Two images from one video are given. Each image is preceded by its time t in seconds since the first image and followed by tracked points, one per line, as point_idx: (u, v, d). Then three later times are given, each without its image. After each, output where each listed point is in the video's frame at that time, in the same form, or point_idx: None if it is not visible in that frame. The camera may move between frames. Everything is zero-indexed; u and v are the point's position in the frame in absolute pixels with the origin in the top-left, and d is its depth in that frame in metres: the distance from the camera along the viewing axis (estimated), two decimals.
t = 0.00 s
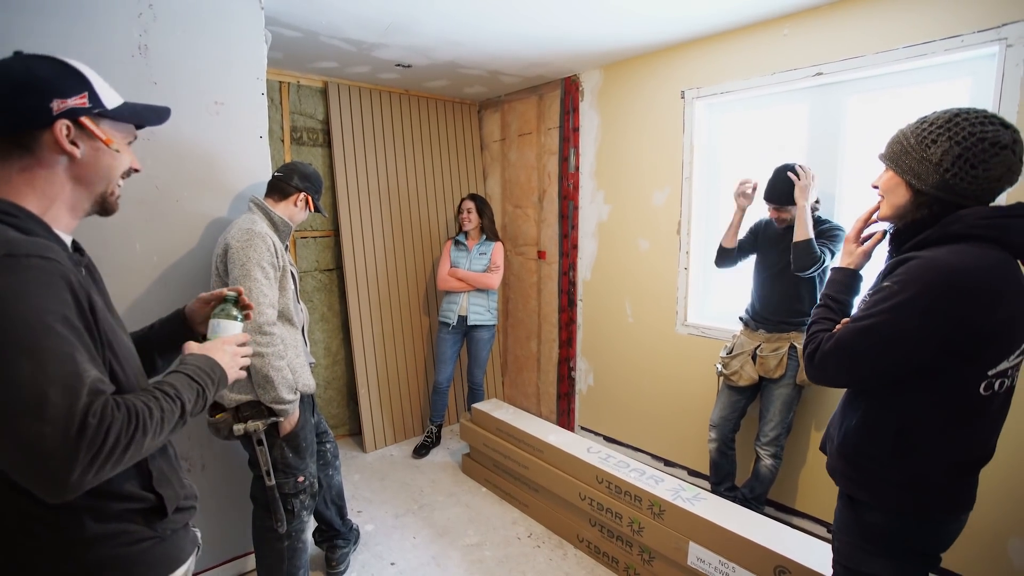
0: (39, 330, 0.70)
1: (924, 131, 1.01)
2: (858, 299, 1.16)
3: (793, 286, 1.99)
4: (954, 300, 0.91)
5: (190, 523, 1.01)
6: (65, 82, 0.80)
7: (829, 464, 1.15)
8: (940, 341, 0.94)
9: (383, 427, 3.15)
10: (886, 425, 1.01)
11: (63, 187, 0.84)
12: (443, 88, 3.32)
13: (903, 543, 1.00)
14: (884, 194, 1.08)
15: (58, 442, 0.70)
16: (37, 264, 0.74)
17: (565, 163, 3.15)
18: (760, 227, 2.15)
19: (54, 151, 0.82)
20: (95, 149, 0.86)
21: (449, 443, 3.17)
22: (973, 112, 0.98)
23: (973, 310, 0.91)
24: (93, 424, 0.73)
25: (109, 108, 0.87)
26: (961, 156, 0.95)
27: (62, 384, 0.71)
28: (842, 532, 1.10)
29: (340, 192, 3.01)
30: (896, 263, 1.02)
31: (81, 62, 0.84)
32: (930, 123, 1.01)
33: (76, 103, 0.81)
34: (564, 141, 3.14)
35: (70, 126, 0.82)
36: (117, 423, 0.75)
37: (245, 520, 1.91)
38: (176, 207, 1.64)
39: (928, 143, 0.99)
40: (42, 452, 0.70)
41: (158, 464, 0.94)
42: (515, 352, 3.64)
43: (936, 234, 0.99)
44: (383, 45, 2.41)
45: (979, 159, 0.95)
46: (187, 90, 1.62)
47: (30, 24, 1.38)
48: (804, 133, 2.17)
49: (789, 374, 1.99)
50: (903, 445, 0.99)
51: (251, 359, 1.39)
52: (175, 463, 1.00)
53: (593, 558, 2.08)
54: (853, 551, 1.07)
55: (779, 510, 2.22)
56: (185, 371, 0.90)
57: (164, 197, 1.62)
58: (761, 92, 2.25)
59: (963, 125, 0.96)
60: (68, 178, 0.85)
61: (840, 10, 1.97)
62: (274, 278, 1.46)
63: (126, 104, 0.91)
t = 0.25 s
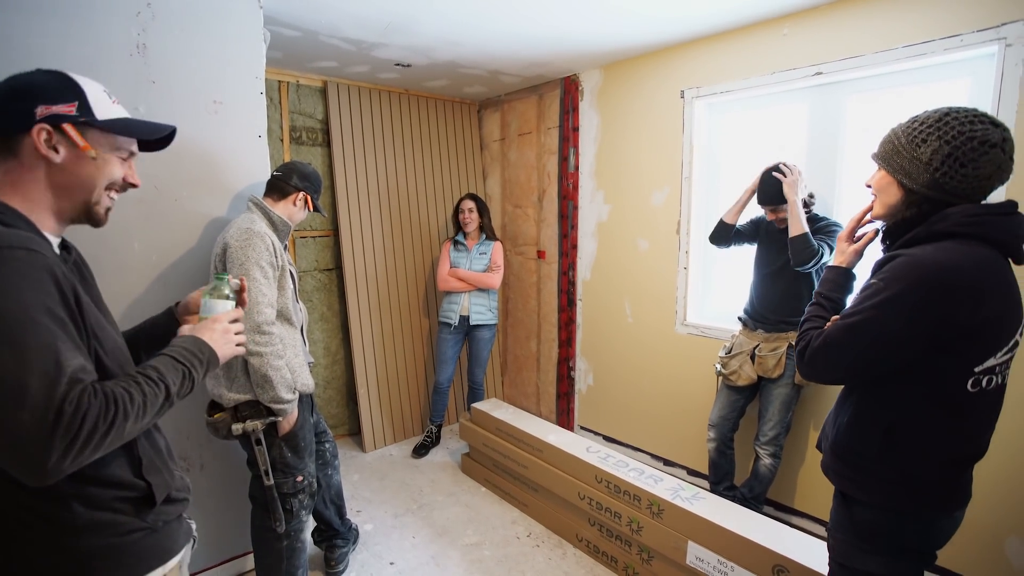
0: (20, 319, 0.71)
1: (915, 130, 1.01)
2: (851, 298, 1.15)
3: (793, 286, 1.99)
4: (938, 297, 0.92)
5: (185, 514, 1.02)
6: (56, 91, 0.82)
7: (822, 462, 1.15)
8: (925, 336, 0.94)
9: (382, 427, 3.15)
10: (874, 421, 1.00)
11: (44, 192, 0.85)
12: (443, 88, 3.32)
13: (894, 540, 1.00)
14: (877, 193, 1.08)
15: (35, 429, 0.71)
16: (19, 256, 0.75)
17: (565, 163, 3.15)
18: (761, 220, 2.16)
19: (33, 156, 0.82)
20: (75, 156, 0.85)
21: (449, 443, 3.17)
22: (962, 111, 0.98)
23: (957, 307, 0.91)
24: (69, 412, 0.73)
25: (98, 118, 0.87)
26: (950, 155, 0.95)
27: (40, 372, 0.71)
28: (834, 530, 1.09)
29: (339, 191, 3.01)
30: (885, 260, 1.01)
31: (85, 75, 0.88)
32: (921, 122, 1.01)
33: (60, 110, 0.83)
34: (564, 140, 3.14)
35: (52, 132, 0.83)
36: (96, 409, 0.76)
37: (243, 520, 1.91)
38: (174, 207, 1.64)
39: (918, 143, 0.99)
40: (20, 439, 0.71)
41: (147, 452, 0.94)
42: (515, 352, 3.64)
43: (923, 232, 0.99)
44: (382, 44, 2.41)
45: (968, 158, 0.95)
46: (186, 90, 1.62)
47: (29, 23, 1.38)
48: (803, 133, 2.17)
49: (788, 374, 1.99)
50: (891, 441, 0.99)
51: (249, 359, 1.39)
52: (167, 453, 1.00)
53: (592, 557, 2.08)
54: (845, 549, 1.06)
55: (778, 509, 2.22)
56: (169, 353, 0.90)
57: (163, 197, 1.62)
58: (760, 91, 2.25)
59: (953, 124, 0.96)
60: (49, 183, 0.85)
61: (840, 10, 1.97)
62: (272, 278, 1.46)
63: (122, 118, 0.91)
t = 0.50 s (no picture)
0: None
1: (911, 128, 1.00)
2: (847, 296, 1.15)
3: (793, 287, 1.99)
4: (937, 295, 0.91)
5: (173, 507, 1.01)
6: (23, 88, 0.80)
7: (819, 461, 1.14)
8: (922, 334, 0.93)
9: (380, 426, 3.14)
10: (872, 420, 1.00)
11: None
12: (441, 86, 3.30)
13: (891, 539, 0.99)
14: (873, 192, 1.07)
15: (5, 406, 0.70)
16: None
17: (563, 161, 3.15)
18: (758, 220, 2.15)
19: None
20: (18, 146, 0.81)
21: (447, 442, 3.16)
22: (959, 109, 0.97)
23: (955, 304, 0.91)
24: (39, 386, 0.72)
25: (44, 109, 0.80)
26: (947, 153, 0.95)
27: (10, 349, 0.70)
28: (832, 529, 1.08)
29: (336, 190, 2.99)
30: (883, 259, 1.01)
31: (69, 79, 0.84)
32: (916, 120, 1.00)
33: (11, 102, 0.79)
34: (562, 139, 3.13)
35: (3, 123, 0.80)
36: (68, 381, 0.74)
37: (239, 520, 1.89)
38: (169, 204, 1.63)
39: (915, 141, 0.98)
40: None
41: (132, 445, 0.93)
42: (513, 351, 3.63)
43: (921, 230, 0.99)
44: (380, 42, 2.39)
45: (965, 156, 0.94)
46: (181, 86, 1.60)
47: (22, 19, 1.36)
48: (802, 132, 2.16)
49: (787, 374, 1.99)
50: (890, 441, 0.98)
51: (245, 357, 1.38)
52: (152, 448, 0.99)
53: (591, 557, 2.07)
54: (842, 548, 1.05)
55: (777, 509, 2.22)
56: (146, 315, 0.87)
57: (159, 194, 1.60)
58: (759, 90, 2.25)
59: (950, 122, 0.96)
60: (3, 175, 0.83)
61: (839, 8, 1.97)
62: (269, 276, 1.45)
63: (92, 114, 0.84)
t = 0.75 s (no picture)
0: None
1: (912, 127, 0.98)
2: (848, 298, 1.13)
3: (793, 287, 1.97)
4: (942, 297, 0.89)
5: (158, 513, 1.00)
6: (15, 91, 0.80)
7: (822, 465, 1.12)
8: (927, 337, 0.91)
9: (379, 428, 3.13)
10: (877, 424, 0.98)
11: None
12: (440, 86, 3.29)
13: (897, 544, 0.98)
14: (873, 192, 1.05)
15: None
16: None
17: (563, 161, 3.13)
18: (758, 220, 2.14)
19: None
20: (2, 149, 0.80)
21: (446, 443, 3.14)
22: (961, 107, 0.95)
23: (961, 305, 0.89)
24: None
25: (29, 112, 0.79)
26: (950, 153, 0.93)
27: None
28: (836, 533, 1.07)
29: (335, 190, 2.98)
30: (887, 261, 0.99)
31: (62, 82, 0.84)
32: (917, 120, 0.98)
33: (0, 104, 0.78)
34: (562, 139, 3.11)
35: None
36: (29, 374, 0.73)
37: (236, 523, 1.88)
38: (165, 205, 1.61)
39: (916, 140, 0.96)
40: None
41: (114, 448, 0.91)
42: (512, 352, 3.62)
43: (924, 231, 0.97)
44: (378, 41, 2.38)
45: (968, 156, 0.93)
46: (176, 85, 1.59)
47: (16, 16, 1.34)
48: (802, 131, 2.15)
49: (788, 375, 1.98)
50: (895, 445, 0.97)
51: (241, 360, 1.36)
52: (138, 450, 0.98)
53: (590, 560, 2.06)
54: (846, 553, 1.04)
55: (777, 511, 2.20)
56: (115, 298, 0.85)
57: (155, 194, 1.59)
58: (759, 89, 2.23)
59: (952, 121, 0.94)
60: None
61: (840, 7, 1.96)
62: (264, 277, 1.43)
63: (74, 114, 0.81)
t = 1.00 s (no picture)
0: None
1: (918, 128, 0.97)
2: (853, 301, 1.12)
3: (793, 288, 1.96)
4: (950, 301, 0.87)
5: (152, 516, 0.98)
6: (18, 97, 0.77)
7: (827, 472, 1.11)
8: (935, 342, 0.89)
9: (378, 429, 3.11)
10: (883, 430, 0.96)
11: None
12: (440, 85, 3.27)
13: (905, 553, 0.96)
14: (877, 194, 1.03)
15: None
16: None
17: (563, 162, 3.11)
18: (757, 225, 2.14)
19: None
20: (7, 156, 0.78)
21: (445, 445, 3.12)
22: (966, 107, 0.94)
23: (969, 310, 0.87)
24: None
25: (42, 122, 0.77)
26: (957, 153, 0.91)
27: None
28: (842, 542, 1.06)
29: (334, 191, 2.96)
30: (893, 264, 0.97)
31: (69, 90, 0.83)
32: (922, 120, 0.97)
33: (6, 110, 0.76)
34: (562, 139, 3.10)
35: None
36: (26, 374, 0.71)
37: (233, 527, 1.86)
38: (161, 206, 1.59)
39: (922, 141, 0.95)
40: None
41: (107, 449, 0.89)
42: (512, 353, 3.60)
43: (932, 233, 0.95)
44: (377, 40, 2.36)
45: (976, 156, 0.91)
46: (173, 85, 1.57)
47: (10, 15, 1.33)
48: (804, 131, 2.13)
49: (790, 378, 1.96)
50: (902, 452, 0.95)
51: (238, 362, 1.34)
52: (131, 451, 0.96)
53: (590, 563, 2.04)
54: (853, 562, 1.02)
55: (779, 514, 2.18)
56: (109, 294, 0.83)
57: (150, 195, 1.57)
58: (761, 89, 2.21)
59: (958, 121, 0.92)
60: None
61: (843, 6, 1.94)
62: (261, 279, 1.41)
63: (89, 127, 0.81)
